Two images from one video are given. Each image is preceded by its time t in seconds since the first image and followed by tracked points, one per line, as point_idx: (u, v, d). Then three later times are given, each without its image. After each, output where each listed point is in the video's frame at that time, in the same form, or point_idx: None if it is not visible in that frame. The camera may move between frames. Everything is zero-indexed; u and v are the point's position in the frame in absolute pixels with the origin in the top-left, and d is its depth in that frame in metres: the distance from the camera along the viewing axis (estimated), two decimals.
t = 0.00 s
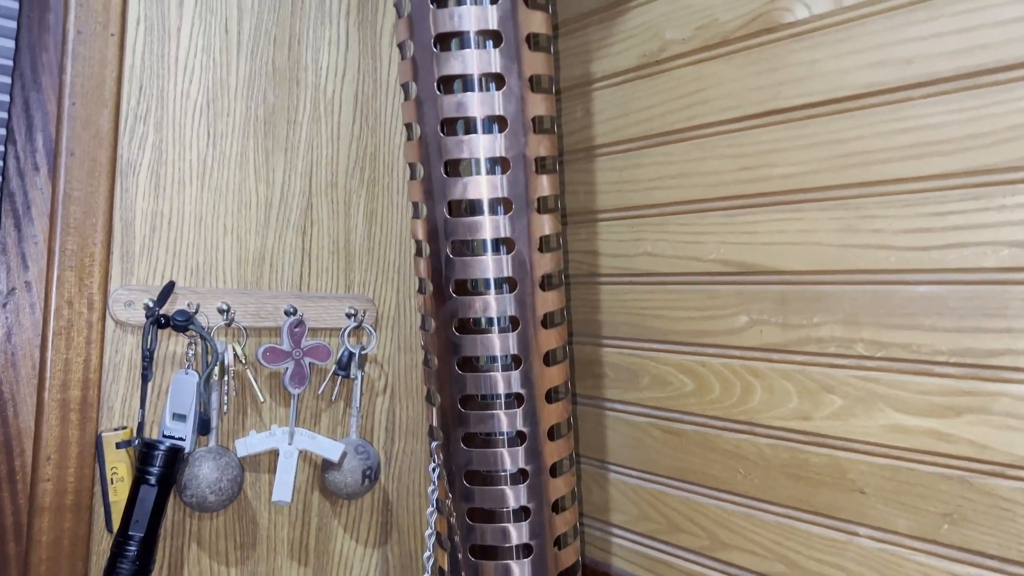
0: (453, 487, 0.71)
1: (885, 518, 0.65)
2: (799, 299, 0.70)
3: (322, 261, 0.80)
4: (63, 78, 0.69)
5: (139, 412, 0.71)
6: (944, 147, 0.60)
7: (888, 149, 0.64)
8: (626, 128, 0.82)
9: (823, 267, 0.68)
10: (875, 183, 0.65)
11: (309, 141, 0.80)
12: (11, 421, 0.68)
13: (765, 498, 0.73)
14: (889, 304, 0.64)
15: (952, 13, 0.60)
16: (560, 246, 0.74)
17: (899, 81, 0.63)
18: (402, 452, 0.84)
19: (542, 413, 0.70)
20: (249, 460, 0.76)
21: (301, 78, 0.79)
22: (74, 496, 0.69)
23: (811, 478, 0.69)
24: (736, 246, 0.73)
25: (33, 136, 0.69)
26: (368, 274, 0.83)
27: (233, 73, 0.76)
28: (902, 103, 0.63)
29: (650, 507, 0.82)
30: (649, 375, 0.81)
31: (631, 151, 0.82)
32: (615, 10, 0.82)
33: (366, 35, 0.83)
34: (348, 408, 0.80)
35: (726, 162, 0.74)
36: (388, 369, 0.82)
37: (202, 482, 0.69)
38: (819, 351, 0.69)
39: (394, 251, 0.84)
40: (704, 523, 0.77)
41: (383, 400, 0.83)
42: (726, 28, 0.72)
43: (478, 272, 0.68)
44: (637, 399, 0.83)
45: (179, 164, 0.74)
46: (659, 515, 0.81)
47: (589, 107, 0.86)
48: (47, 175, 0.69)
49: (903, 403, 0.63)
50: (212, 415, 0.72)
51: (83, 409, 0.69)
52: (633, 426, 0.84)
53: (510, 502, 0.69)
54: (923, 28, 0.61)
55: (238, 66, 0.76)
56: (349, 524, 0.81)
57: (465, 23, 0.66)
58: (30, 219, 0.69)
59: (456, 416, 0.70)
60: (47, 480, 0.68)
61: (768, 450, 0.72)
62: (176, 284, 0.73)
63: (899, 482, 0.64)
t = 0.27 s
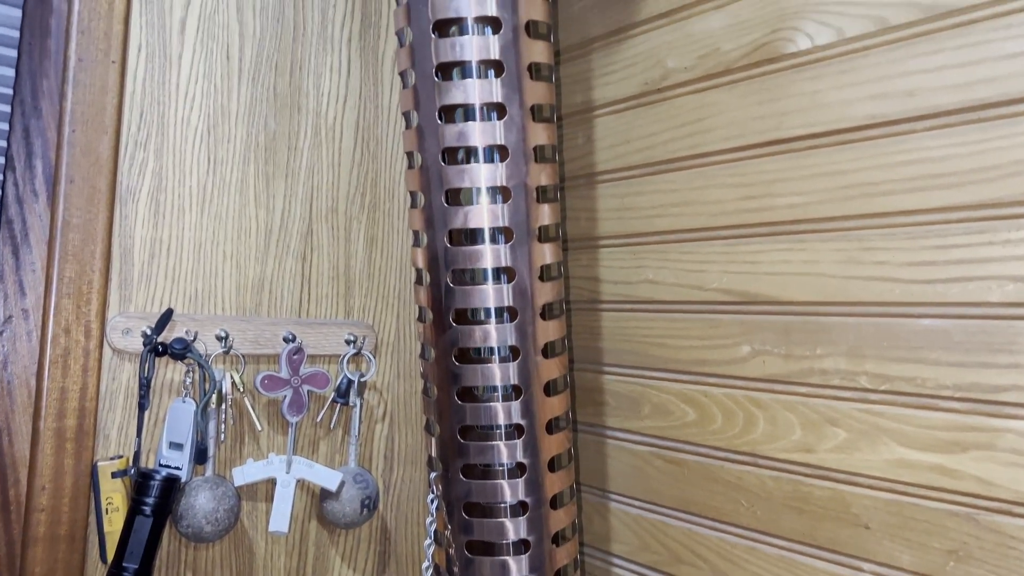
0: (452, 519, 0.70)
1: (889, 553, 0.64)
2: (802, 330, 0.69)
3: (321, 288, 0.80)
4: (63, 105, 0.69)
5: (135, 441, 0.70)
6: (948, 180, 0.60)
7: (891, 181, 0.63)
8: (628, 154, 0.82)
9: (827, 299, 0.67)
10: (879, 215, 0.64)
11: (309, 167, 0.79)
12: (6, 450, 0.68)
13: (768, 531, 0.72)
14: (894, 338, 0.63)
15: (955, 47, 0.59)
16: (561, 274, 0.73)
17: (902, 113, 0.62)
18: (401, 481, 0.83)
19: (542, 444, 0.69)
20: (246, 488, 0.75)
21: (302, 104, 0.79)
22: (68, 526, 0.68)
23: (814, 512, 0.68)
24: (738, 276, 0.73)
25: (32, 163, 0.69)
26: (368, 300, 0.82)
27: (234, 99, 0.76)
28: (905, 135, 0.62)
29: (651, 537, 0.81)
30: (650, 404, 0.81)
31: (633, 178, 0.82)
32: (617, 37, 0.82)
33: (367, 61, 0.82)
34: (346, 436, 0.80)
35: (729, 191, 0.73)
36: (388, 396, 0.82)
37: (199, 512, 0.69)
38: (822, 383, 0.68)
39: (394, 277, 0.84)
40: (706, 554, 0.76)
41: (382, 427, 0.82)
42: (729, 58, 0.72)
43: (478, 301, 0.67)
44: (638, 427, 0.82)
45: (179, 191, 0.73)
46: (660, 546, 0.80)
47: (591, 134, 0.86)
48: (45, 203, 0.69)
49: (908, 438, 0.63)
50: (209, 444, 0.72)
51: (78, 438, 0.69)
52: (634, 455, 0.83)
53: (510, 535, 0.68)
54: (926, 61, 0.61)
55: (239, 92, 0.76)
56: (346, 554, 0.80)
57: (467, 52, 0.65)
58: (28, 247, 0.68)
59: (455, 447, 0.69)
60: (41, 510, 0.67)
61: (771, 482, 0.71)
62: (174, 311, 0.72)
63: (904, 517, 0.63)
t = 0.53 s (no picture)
0: (452, 548, 0.69)
1: None
2: (806, 360, 0.68)
3: (322, 312, 0.80)
4: (66, 131, 0.69)
5: (134, 469, 0.70)
6: (952, 211, 0.60)
7: (895, 211, 0.63)
8: (631, 180, 0.82)
9: (831, 329, 0.67)
10: (883, 246, 0.64)
11: (312, 192, 0.79)
12: (3, 478, 0.67)
13: (771, 561, 0.71)
14: (898, 369, 0.63)
15: (958, 78, 0.59)
16: (563, 301, 0.72)
17: (906, 143, 0.62)
18: (401, 507, 0.82)
19: (543, 474, 0.69)
20: (245, 516, 0.75)
21: (305, 129, 0.79)
22: (65, 554, 0.68)
23: (818, 543, 0.68)
24: (741, 304, 0.72)
25: (34, 190, 0.69)
26: (370, 325, 0.82)
27: (237, 124, 0.76)
28: (909, 166, 0.62)
29: (654, 565, 0.81)
30: (653, 431, 0.80)
31: (635, 204, 0.81)
32: (620, 63, 0.82)
33: (370, 86, 0.82)
34: (346, 462, 0.79)
35: (731, 219, 0.73)
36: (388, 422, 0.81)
37: (197, 541, 0.68)
38: (826, 414, 0.67)
39: (395, 301, 0.83)
40: None
41: (382, 453, 0.82)
42: (731, 85, 0.72)
43: (480, 329, 0.67)
44: (640, 454, 0.82)
45: (181, 216, 0.73)
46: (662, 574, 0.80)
47: (593, 159, 0.86)
48: (47, 229, 0.69)
49: (913, 471, 0.62)
50: (208, 472, 0.71)
51: (76, 465, 0.68)
52: (637, 482, 0.82)
53: (510, 566, 0.68)
54: (929, 91, 0.61)
55: (242, 117, 0.76)
56: None
57: (470, 81, 0.65)
58: (28, 273, 0.68)
59: (456, 476, 0.68)
60: (38, 539, 0.67)
61: (775, 512, 0.71)
62: (174, 337, 0.72)
63: (910, 551, 0.62)
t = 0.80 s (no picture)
0: None
1: None
2: (809, 391, 0.68)
3: (321, 338, 0.79)
4: (65, 159, 0.69)
5: (129, 499, 0.69)
6: (956, 244, 0.59)
7: (899, 243, 0.62)
8: (632, 206, 0.81)
9: (833, 360, 0.66)
10: (886, 277, 0.63)
11: (311, 217, 0.79)
12: None
13: None
14: (902, 402, 0.62)
15: (962, 111, 0.59)
16: (563, 331, 0.72)
17: (909, 175, 0.61)
18: (399, 535, 0.81)
19: (543, 506, 0.68)
20: (242, 545, 0.74)
21: (305, 155, 0.79)
22: None
23: None
24: (744, 333, 0.72)
25: (32, 217, 0.68)
26: (369, 351, 0.81)
27: (237, 150, 0.75)
28: (912, 198, 0.61)
29: None
30: (654, 460, 0.79)
31: (636, 230, 0.81)
32: (621, 89, 0.82)
33: (371, 111, 0.82)
34: (344, 490, 0.78)
35: (733, 247, 0.73)
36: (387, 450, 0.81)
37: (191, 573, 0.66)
38: (830, 446, 0.67)
39: (395, 326, 0.83)
40: None
41: (381, 480, 0.81)
42: (733, 114, 0.72)
43: (479, 359, 0.66)
44: (642, 483, 0.81)
45: (179, 243, 0.73)
46: None
47: (594, 185, 0.86)
48: (44, 257, 0.68)
49: (918, 506, 0.61)
50: (204, 502, 0.70)
51: (71, 496, 0.67)
52: (638, 511, 0.81)
53: None
54: (933, 123, 0.60)
55: (242, 143, 0.76)
56: None
57: (470, 111, 0.65)
58: (25, 302, 0.68)
59: (455, 508, 0.68)
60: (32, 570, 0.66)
61: (778, 545, 0.70)
62: (172, 365, 0.72)
63: None
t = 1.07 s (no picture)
0: None
1: None
2: (813, 419, 0.67)
3: (322, 362, 0.79)
4: (66, 184, 0.68)
5: (127, 526, 0.68)
6: (963, 273, 0.59)
7: (904, 271, 0.62)
8: (635, 230, 0.81)
9: (838, 388, 0.66)
10: (891, 306, 0.62)
11: (313, 240, 0.79)
12: None
13: None
14: (908, 432, 0.62)
15: (967, 139, 0.58)
16: (566, 357, 0.72)
17: (914, 204, 0.61)
18: (400, 560, 0.80)
19: (545, 535, 0.67)
20: (241, 571, 0.74)
21: (307, 178, 0.79)
22: None
23: None
24: (747, 359, 0.71)
25: (32, 242, 0.68)
26: (369, 374, 0.81)
27: (238, 174, 0.75)
28: (917, 226, 0.61)
29: None
30: (657, 485, 0.79)
31: (638, 254, 0.81)
32: (624, 112, 0.81)
33: (373, 134, 0.82)
34: (344, 515, 0.78)
35: (737, 273, 0.72)
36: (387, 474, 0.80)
37: None
38: (835, 475, 0.66)
39: (396, 349, 0.82)
40: None
41: (381, 505, 0.80)
42: (736, 138, 0.72)
43: (480, 387, 0.66)
44: (644, 508, 0.80)
45: (180, 267, 0.72)
46: None
47: (596, 207, 0.85)
48: (44, 283, 0.68)
49: (925, 537, 0.60)
50: (203, 529, 0.69)
51: (68, 523, 0.67)
52: (640, 536, 0.80)
53: None
54: (938, 152, 0.60)
55: (244, 167, 0.76)
56: None
57: (472, 137, 0.65)
58: (24, 327, 0.67)
59: (455, 537, 0.67)
60: None
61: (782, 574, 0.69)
62: (171, 390, 0.71)
63: None
